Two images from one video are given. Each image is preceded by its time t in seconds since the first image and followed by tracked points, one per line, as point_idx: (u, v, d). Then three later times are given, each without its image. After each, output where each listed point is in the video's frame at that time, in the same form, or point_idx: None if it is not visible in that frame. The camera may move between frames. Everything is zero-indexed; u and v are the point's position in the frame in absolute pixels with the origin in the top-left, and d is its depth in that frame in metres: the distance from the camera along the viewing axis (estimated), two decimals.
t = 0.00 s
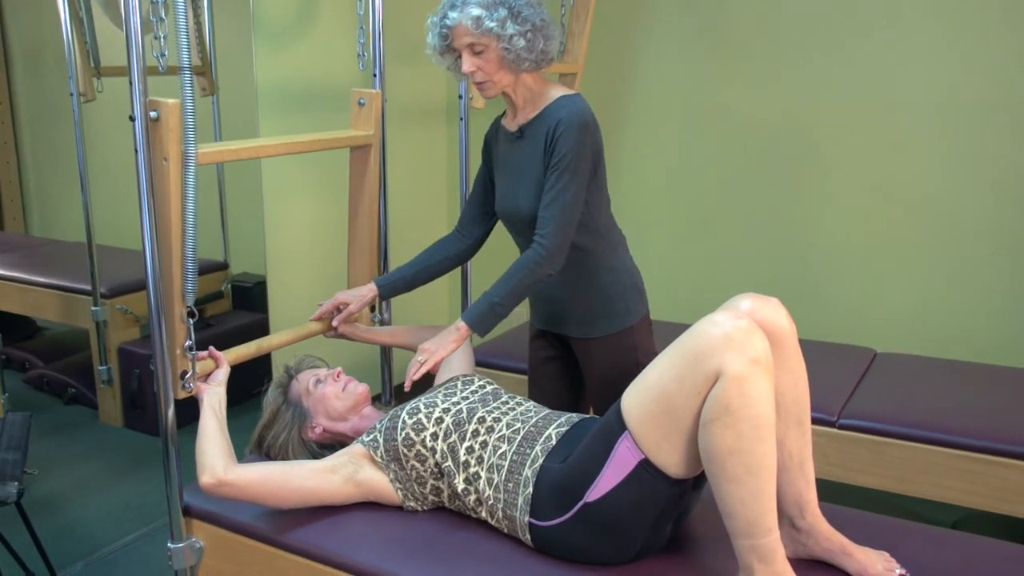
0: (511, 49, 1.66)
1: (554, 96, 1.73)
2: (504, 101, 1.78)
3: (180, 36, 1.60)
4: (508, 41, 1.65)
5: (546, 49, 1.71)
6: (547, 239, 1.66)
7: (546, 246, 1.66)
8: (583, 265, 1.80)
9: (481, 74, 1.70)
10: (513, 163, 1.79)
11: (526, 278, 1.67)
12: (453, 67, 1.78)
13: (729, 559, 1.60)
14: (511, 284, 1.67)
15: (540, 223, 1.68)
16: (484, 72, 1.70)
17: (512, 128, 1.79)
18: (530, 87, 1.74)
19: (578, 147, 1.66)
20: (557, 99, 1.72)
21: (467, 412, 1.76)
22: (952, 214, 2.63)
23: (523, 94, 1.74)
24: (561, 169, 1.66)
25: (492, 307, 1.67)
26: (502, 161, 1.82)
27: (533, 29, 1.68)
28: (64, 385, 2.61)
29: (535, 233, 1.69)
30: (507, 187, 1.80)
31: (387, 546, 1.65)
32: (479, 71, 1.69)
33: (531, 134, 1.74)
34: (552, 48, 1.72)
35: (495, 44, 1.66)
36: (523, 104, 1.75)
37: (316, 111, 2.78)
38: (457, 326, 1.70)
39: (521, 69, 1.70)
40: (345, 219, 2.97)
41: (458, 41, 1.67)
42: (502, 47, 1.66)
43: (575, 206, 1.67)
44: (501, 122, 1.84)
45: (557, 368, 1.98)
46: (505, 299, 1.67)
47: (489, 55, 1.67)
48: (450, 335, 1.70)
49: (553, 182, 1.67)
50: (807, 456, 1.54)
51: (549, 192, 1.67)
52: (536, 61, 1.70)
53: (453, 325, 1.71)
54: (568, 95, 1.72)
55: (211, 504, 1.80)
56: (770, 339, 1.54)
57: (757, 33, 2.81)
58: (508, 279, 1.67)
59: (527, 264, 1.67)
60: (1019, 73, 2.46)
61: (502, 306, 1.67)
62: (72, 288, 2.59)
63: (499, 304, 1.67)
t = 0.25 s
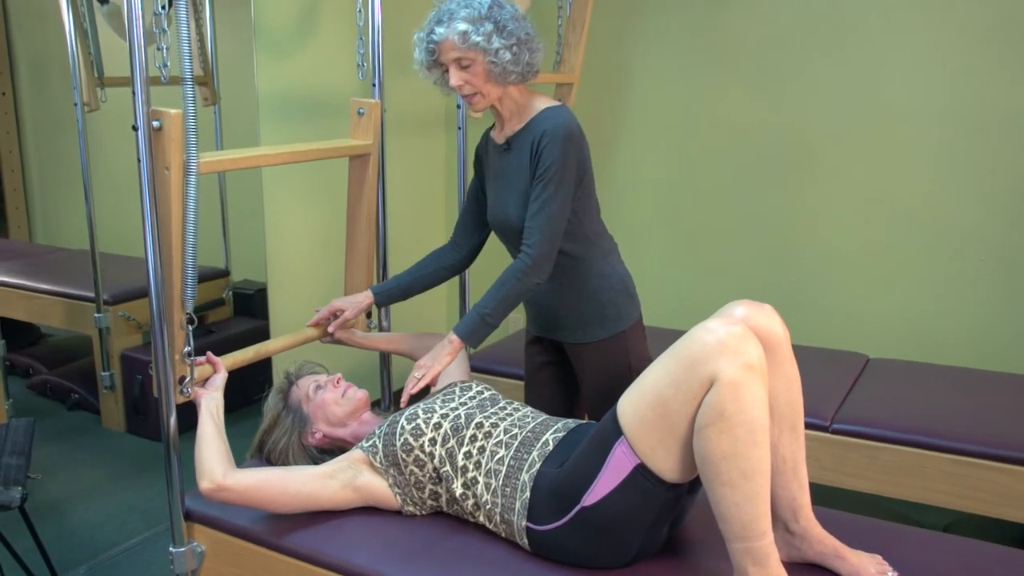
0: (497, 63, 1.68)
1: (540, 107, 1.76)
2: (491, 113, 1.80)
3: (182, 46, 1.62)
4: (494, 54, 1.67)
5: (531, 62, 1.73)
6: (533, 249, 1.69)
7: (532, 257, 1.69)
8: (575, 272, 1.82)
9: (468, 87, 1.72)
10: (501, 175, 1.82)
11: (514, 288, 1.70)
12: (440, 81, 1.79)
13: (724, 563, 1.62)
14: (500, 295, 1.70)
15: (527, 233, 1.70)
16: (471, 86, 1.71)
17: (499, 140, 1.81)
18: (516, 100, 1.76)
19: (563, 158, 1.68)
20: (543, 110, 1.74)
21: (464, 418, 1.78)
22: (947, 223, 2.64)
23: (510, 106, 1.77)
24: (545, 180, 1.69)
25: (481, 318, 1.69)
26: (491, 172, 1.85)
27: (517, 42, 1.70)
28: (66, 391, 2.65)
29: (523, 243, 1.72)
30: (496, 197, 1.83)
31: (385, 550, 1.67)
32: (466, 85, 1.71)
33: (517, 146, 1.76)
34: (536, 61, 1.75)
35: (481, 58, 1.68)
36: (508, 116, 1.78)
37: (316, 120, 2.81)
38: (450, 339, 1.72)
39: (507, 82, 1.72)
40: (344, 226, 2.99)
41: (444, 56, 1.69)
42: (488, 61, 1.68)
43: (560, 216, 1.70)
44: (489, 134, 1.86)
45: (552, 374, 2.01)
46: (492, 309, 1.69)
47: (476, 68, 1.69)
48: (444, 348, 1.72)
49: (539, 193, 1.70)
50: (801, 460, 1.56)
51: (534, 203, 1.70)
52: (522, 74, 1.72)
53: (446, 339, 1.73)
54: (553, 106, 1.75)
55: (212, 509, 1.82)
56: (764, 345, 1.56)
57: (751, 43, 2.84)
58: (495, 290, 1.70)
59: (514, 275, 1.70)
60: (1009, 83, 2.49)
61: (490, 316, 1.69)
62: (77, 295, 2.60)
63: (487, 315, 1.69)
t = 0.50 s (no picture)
0: (486, 72, 1.69)
1: (528, 116, 1.77)
2: (479, 123, 1.80)
3: (178, 54, 1.63)
4: (483, 63, 1.68)
5: (519, 70, 1.74)
6: (529, 258, 1.69)
7: (528, 265, 1.69)
8: (568, 278, 1.83)
9: (456, 97, 1.73)
10: (491, 184, 1.82)
11: (511, 297, 1.71)
12: (428, 92, 1.80)
13: (719, 569, 1.62)
14: (497, 305, 1.70)
15: (521, 242, 1.71)
16: (459, 95, 1.72)
17: (489, 149, 1.82)
18: (504, 109, 1.77)
19: (553, 166, 1.69)
20: (531, 118, 1.75)
21: (460, 424, 1.78)
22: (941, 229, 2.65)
23: (498, 115, 1.77)
24: (537, 189, 1.69)
25: (479, 329, 1.69)
26: (482, 181, 1.86)
27: (505, 51, 1.71)
28: (63, 397, 2.65)
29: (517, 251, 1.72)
30: (487, 206, 1.84)
31: (381, 556, 1.67)
32: (455, 94, 1.72)
33: (507, 155, 1.77)
34: (524, 69, 1.76)
35: (470, 67, 1.68)
36: (497, 125, 1.79)
37: (312, 128, 2.81)
38: (450, 349, 1.78)
39: (495, 90, 1.73)
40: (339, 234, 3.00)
41: (433, 66, 1.70)
42: (477, 70, 1.69)
43: (553, 225, 1.70)
44: (479, 143, 1.87)
45: (547, 381, 2.01)
46: (490, 320, 1.69)
47: (464, 78, 1.70)
48: (443, 357, 1.78)
49: (531, 202, 1.70)
50: (796, 466, 1.57)
51: (528, 212, 1.71)
52: (510, 82, 1.73)
53: (445, 348, 1.79)
54: (542, 114, 1.76)
55: (208, 516, 1.82)
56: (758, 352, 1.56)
57: (745, 51, 2.85)
58: (492, 301, 1.70)
59: (511, 284, 1.70)
60: (1002, 90, 2.50)
61: (488, 327, 1.69)
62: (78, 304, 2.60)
63: (485, 325, 1.69)
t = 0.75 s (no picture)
0: (475, 79, 1.69)
1: (517, 123, 1.77)
2: (468, 131, 1.81)
3: (171, 61, 1.63)
4: (472, 71, 1.69)
5: (507, 78, 1.75)
6: (523, 266, 1.69)
7: (522, 273, 1.69)
8: (561, 284, 1.83)
9: (445, 106, 1.73)
10: (483, 191, 1.82)
11: (505, 305, 1.71)
12: (417, 100, 1.80)
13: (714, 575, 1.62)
14: (492, 314, 1.70)
15: (514, 249, 1.71)
16: (448, 104, 1.73)
17: (479, 156, 1.82)
18: (493, 116, 1.78)
19: (544, 173, 1.69)
20: (520, 126, 1.76)
21: (454, 431, 1.78)
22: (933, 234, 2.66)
23: (487, 123, 1.78)
24: (528, 196, 1.69)
25: (474, 337, 1.69)
26: (473, 188, 1.86)
27: (494, 59, 1.72)
28: (55, 405, 2.76)
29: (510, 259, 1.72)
30: (479, 213, 1.84)
31: (374, 563, 1.67)
32: (443, 103, 1.72)
33: (497, 163, 1.77)
34: (513, 77, 1.76)
35: (458, 75, 1.69)
36: (486, 132, 1.79)
37: (306, 134, 2.81)
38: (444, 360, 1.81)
39: (484, 98, 1.73)
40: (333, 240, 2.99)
41: (422, 75, 1.70)
42: (466, 78, 1.69)
43: (545, 231, 1.71)
44: (468, 150, 1.87)
45: (541, 387, 2.01)
46: (485, 329, 1.70)
47: (453, 86, 1.70)
48: (438, 368, 1.81)
49: (523, 209, 1.71)
50: (789, 471, 1.57)
51: (520, 219, 1.71)
52: (499, 90, 1.73)
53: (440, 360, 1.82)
54: (531, 121, 1.76)
55: (201, 523, 1.82)
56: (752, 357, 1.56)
57: (738, 58, 2.86)
58: (486, 310, 1.70)
59: (505, 292, 1.70)
60: (993, 97, 2.51)
61: (482, 335, 1.70)
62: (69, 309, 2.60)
63: (480, 334, 1.70)
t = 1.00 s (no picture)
0: (469, 86, 1.69)
1: (511, 129, 1.77)
2: (463, 137, 1.81)
3: (167, 67, 1.63)
4: (466, 77, 1.69)
5: (503, 84, 1.75)
6: (518, 272, 1.69)
7: (518, 279, 1.69)
8: (557, 291, 1.83)
9: (440, 112, 1.73)
10: (478, 198, 1.82)
11: (501, 312, 1.71)
12: (411, 107, 1.80)
13: None
14: (488, 321, 1.71)
15: (510, 256, 1.71)
16: (443, 110, 1.73)
17: (473, 162, 1.82)
18: (488, 123, 1.77)
19: (538, 179, 1.69)
20: (515, 132, 1.76)
21: (451, 436, 1.78)
22: (932, 238, 2.66)
23: (482, 129, 1.78)
24: (523, 204, 1.69)
25: (470, 344, 1.70)
26: (468, 195, 1.86)
27: (488, 66, 1.72)
28: (51, 411, 2.75)
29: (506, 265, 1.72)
30: (474, 219, 1.84)
31: (371, 568, 1.67)
32: (438, 109, 1.72)
33: (492, 169, 1.77)
34: (507, 83, 1.76)
35: (453, 81, 1.69)
36: (481, 140, 1.79)
37: (302, 140, 2.81)
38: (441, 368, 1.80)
39: (479, 104, 1.73)
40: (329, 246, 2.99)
41: (416, 81, 1.70)
42: (460, 84, 1.69)
43: (540, 238, 1.70)
44: (463, 156, 1.87)
45: (538, 393, 2.01)
46: (480, 335, 1.70)
47: (448, 92, 1.70)
48: (436, 376, 1.81)
49: (518, 216, 1.70)
50: (786, 476, 1.57)
51: (515, 226, 1.71)
52: (494, 96, 1.74)
53: (438, 367, 1.81)
54: (525, 127, 1.76)
55: (197, 530, 1.82)
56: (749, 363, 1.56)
57: (735, 63, 2.87)
58: (482, 316, 1.71)
59: (501, 298, 1.71)
60: (989, 103, 2.52)
61: (478, 341, 1.70)
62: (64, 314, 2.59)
63: (476, 339, 1.70)
